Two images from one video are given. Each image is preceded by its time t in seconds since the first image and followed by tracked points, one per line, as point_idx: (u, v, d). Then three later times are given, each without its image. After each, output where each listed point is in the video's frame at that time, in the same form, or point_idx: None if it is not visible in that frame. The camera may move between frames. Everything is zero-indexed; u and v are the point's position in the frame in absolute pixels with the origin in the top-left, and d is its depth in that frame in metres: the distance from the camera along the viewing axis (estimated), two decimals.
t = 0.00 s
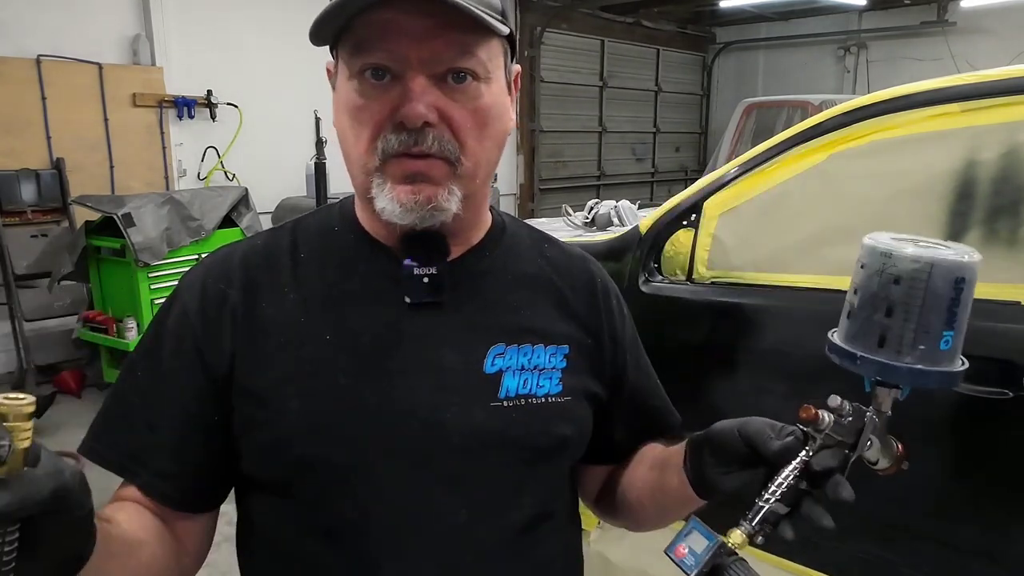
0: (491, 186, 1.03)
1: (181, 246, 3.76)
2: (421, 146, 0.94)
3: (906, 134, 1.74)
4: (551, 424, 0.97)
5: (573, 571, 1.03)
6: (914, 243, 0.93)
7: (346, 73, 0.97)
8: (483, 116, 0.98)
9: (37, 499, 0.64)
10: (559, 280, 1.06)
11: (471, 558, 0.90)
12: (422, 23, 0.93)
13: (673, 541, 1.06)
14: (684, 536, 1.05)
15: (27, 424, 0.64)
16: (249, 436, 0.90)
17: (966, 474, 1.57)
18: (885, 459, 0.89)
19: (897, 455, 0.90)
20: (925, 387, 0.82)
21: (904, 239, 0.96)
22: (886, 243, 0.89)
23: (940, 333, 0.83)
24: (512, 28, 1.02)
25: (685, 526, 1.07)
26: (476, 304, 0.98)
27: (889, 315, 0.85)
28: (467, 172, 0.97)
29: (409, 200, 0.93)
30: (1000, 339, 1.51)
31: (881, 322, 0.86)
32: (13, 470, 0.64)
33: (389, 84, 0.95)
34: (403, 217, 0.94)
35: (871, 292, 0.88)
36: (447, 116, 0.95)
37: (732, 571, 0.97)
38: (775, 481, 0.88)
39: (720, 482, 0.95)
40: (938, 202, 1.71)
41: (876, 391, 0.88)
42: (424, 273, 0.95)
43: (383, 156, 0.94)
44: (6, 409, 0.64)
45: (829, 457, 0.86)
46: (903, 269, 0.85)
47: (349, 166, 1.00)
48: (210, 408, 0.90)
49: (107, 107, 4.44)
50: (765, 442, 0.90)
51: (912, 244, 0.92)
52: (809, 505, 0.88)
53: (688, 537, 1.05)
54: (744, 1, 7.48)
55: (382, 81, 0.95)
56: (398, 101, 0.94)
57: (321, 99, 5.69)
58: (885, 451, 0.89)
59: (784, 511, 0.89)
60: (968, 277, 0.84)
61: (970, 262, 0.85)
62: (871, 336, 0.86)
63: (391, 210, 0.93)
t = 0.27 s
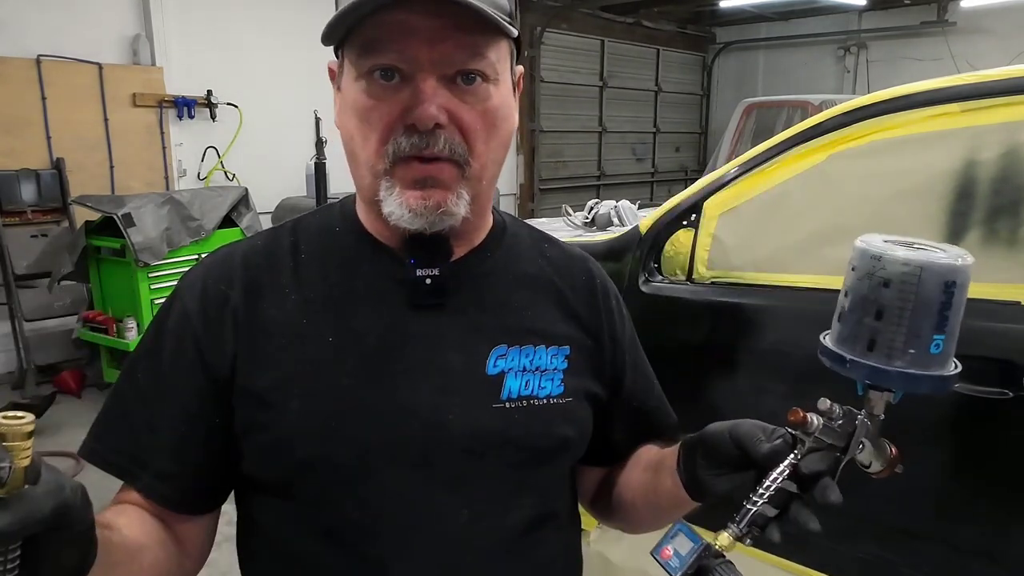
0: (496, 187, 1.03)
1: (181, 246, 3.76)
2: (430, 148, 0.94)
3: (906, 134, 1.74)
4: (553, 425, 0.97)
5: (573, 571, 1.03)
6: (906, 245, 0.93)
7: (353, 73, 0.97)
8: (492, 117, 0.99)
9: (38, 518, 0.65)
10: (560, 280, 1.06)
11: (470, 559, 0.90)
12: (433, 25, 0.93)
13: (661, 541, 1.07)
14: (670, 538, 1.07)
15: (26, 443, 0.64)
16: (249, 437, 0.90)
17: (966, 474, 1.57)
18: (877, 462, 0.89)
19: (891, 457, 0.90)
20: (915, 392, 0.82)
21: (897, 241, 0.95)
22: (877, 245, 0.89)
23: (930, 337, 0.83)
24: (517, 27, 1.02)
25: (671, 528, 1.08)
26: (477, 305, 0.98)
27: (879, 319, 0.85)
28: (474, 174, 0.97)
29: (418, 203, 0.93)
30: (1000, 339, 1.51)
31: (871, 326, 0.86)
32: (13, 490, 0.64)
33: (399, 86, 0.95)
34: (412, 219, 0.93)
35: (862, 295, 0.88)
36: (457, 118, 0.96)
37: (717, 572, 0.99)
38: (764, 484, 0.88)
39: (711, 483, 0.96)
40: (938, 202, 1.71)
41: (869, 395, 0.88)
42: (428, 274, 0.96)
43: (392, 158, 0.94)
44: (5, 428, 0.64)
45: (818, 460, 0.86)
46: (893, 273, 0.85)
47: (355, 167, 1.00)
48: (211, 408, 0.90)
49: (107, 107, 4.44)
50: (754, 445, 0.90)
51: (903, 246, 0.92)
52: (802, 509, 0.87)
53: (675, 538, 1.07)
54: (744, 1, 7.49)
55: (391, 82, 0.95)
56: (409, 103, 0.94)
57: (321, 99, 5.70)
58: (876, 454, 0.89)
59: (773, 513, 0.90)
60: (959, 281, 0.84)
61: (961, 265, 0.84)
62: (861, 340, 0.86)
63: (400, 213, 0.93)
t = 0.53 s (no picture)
0: (496, 188, 1.03)
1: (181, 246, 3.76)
2: (430, 149, 0.94)
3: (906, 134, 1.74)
4: (553, 426, 0.97)
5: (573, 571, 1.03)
6: (899, 237, 0.93)
7: (352, 74, 0.97)
8: (491, 118, 0.99)
9: (42, 520, 0.65)
10: (560, 281, 1.06)
11: (470, 560, 0.90)
12: (433, 25, 0.93)
13: (666, 547, 1.08)
14: (675, 544, 1.08)
15: (29, 447, 0.64)
16: (249, 438, 0.90)
17: (965, 474, 1.57)
18: (879, 456, 0.88)
19: (892, 450, 0.89)
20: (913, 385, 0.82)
21: (889, 234, 0.95)
22: (869, 239, 0.88)
23: (927, 330, 0.83)
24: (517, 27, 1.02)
25: (676, 533, 1.09)
26: (477, 306, 0.98)
27: (875, 314, 0.85)
28: (474, 175, 0.97)
29: (417, 204, 0.93)
30: (999, 338, 1.51)
31: (866, 321, 0.85)
32: (16, 494, 0.64)
33: (398, 87, 0.95)
34: (411, 220, 0.93)
35: (856, 290, 0.87)
36: (456, 119, 0.96)
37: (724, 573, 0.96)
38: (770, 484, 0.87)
39: (712, 484, 0.96)
40: (938, 202, 1.71)
41: (867, 389, 0.88)
42: (427, 275, 0.96)
43: (391, 159, 0.94)
44: (7, 432, 0.63)
45: (820, 459, 0.85)
46: (886, 267, 0.84)
47: (354, 168, 0.99)
48: (211, 409, 0.90)
49: (107, 108, 4.45)
50: (755, 444, 0.91)
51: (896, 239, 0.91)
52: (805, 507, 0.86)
53: (679, 543, 1.07)
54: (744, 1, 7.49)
55: (390, 83, 0.95)
56: (408, 104, 0.94)
57: (321, 99, 5.70)
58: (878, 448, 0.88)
59: (777, 513, 0.87)
60: (953, 272, 0.84)
61: (955, 256, 0.84)
62: (857, 336, 0.86)
63: (399, 214, 0.93)
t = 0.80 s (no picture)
0: (496, 188, 1.03)
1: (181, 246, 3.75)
2: (431, 150, 0.94)
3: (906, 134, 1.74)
4: (553, 427, 0.97)
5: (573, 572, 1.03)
6: (900, 232, 0.92)
7: (352, 74, 0.97)
8: (492, 118, 0.99)
9: (54, 516, 0.65)
10: (561, 281, 1.06)
11: (470, 561, 0.90)
12: (433, 24, 0.93)
13: (663, 544, 1.09)
14: (671, 540, 1.09)
15: (42, 442, 0.66)
16: (249, 438, 0.90)
17: (965, 475, 1.57)
18: (881, 455, 0.88)
19: (894, 450, 0.88)
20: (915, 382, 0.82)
21: (890, 228, 0.95)
22: (870, 235, 0.88)
23: (928, 326, 0.83)
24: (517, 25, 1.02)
25: (672, 530, 1.09)
26: (477, 306, 0.98)
27: (874, 311, 0.85)
28: (475, 176, 0.97)
29: (418, 205, 0.93)
30: (999, 338, 1.51)
31: (866, 318, 0.85)
32: (29, 489, 0.64)
33: (399, 86, 0.95)
34: (411, 221, 0.93)
35: (856, 287, 0.87)
36: (457, 119, 0.96)
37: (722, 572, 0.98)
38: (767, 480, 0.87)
39: (711, 483, 0.96)
40: (938, 202, 1.71)
41: (869, 386, 0.88)
42: (426, 275, 0.96)
43: (392, 159, 0.94)
44: (20, 428, 0.65)
45: (820, 456, 0.86)
46: (886, 263, 0.84)
47: (354, 168, 1.00)
48: (210, 411, 0.90)
49: (107, 108, 4.45)
50: (754, 441, 0.91)
51: (897, 234, 0.91)
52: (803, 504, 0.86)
53: (675, 540, 1.08)
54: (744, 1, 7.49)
55: (390, 83, 0.95)
56: (409, 104, 0.94)
57: (321, 99, 5.70)
58: (879, 447, 0.88)
59: (776, 512, 0.88)
60: (954, 268, 0.83)
61: (955, 251, 0.83)
62: (857, 333, 0.86)
63: (400, 214, 0.93)
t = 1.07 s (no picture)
0: (495, 184, 1.03)
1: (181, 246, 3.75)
2: (430, 145, 0.94)
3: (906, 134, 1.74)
4: (552, 427, 0.97)
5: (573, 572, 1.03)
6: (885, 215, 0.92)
7: (351, 71, 0.96)
8: (490, 114, 0.99)
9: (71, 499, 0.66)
10: (560, 281, 1.06)
11: (470, 561, 0.90)
12: (432, 20, 0.93)
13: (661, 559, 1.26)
14: (671, 537, 1.06)
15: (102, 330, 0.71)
16: (248, 439, 0.90)
17: (965, 475, 1.57)
18: (879, 440, 0.89)
19: (892, 433, 0.90)
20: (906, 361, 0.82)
21: (876, 212, 0.95)
22: (855, 217, 0.88)
23: (916, 305, 0.83)
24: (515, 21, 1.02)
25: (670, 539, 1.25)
26: (476, 307, 0.98)
27: (863, 293, 0.85)
28: (474, 171, 0.97)
29: (418, 201, 0.93)
30: (999, 338, 1.51)
31: (855, 301, 0.85)
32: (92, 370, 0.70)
33: (397, 82, 0.95)
34: (412, 218, 0.93)
35: (843, 270, 0.87)
36: (456, 113, 0.96)
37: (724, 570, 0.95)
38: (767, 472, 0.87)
39: (713, 476, 0.96)
40: (938, 202, 1.71)
41: (864, 370, 0.88)
42: (424, 275, 0.96)
43: (391, 156, 0.94)
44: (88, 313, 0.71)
45: (818, 445, 0.86)
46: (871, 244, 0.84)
47: (353, 166, 0.99)
48: (210, 411, 0.90)
49: (107, 108, 4.45)
50: (751, 432, 0.90)
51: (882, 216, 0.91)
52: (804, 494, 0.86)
53: (677, 536, 1.05)
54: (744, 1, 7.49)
55: (389, 79, 0.95)
56: (408, 99, 0.94)
57: (321, 99, 5.70)
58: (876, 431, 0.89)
59: (776, 502, 0.87)
60: (940, 245, 0.84)
61: (940, 229, 0.84)
62: (847, 316, 0.86)
63: (399, 211, 0.93)
